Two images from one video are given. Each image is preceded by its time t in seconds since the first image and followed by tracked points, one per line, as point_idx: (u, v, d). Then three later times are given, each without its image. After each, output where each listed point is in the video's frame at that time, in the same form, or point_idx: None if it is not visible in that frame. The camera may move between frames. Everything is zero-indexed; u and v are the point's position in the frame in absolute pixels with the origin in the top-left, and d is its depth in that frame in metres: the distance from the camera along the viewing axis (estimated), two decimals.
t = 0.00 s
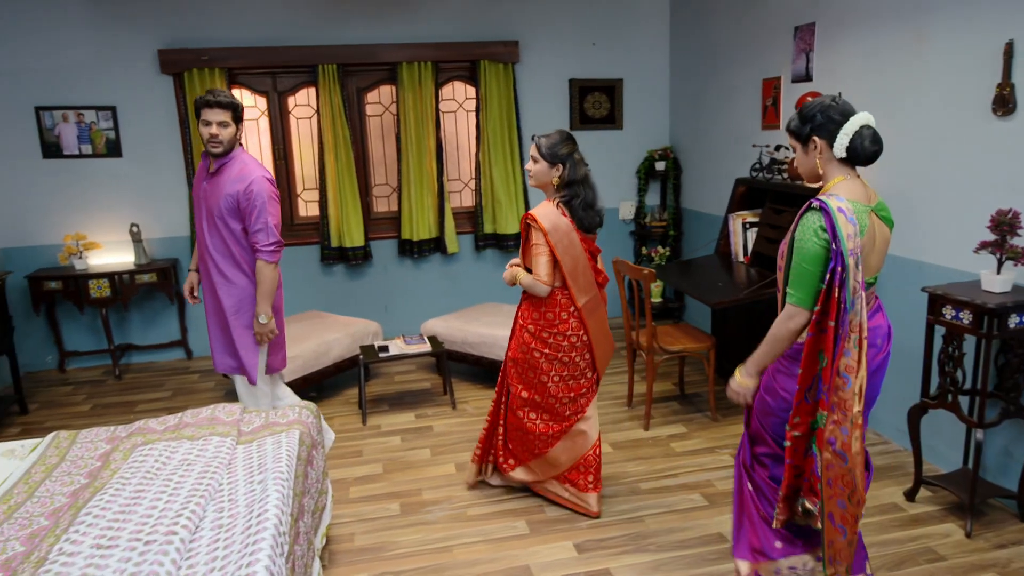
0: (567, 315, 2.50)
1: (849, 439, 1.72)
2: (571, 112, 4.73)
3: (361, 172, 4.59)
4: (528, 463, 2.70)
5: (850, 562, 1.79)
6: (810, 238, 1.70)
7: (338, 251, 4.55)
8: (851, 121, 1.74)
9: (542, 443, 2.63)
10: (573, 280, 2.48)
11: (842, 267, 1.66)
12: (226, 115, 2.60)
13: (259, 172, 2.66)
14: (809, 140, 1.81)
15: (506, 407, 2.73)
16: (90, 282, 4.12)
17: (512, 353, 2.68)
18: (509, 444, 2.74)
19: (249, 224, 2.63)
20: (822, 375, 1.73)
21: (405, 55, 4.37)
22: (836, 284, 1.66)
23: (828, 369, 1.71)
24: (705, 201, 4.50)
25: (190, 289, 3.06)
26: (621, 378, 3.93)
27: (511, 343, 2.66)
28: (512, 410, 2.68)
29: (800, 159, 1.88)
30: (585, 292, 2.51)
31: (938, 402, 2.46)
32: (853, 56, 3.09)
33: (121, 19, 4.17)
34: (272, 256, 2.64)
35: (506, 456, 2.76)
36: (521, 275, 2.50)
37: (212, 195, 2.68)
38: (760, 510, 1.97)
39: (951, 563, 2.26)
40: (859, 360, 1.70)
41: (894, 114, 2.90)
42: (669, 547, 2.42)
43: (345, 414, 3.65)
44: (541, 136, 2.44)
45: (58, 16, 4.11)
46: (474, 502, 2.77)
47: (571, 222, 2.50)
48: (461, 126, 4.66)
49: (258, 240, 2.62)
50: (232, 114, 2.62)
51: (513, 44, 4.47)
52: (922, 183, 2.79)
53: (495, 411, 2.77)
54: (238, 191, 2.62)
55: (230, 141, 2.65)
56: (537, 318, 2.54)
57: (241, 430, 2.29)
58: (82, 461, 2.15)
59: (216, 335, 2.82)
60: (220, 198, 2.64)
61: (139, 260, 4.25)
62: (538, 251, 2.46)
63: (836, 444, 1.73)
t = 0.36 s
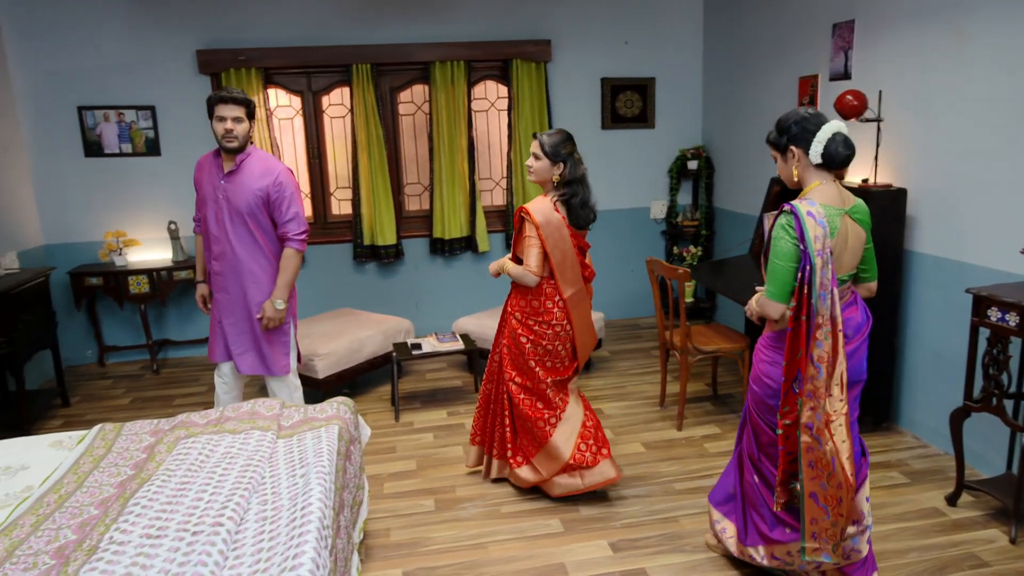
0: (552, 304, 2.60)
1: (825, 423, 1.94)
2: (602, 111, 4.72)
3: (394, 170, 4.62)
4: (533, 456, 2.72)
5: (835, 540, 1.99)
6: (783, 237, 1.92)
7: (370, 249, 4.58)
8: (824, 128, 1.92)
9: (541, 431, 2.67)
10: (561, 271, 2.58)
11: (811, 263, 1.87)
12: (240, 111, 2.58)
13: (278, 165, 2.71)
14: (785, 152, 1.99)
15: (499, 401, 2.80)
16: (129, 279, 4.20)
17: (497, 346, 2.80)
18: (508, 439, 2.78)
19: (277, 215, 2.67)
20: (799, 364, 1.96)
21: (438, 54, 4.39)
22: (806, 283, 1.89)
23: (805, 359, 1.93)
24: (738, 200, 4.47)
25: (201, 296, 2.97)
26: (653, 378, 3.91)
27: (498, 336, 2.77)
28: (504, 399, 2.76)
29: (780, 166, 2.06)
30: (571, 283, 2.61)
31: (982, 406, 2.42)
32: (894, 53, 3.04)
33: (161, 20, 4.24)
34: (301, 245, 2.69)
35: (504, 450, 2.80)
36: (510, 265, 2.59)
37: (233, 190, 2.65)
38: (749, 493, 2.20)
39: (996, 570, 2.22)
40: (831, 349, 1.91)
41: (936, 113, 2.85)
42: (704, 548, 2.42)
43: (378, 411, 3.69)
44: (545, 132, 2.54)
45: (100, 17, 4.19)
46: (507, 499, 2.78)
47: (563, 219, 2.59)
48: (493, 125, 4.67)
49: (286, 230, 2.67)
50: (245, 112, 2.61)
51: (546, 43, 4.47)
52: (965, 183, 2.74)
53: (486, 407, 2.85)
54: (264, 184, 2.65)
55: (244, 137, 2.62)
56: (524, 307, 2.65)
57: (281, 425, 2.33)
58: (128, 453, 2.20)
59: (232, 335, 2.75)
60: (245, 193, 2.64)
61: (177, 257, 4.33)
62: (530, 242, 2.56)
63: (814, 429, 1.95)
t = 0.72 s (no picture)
0: (561, 298, 2.72)
1: (797, 395, 2.06)
2: (630, 110, 4.71)
3: (422, 169, 4.65)
4: (529, 446, 2.85)
5: (807, 504, 2.12)
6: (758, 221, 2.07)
7: (398, 247, 4.61)
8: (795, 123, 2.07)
9: (542, 424, 2.81)
10: (566, 265, 2.68)
11: (783, 246, 2.01)
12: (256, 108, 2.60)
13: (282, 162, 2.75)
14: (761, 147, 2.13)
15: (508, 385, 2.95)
16: (162, 275, 4.26)
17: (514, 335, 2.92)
18: (511, 427, 2.90)
19: (295, 207, 2.73)
20: (772, 341, 2.10)
21: (467, 53, 4.40)
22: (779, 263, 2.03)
23: (778, 335, 2.05)
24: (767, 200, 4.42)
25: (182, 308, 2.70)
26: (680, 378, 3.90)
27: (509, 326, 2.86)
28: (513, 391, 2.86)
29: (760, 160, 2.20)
30: (577, 276, 2.72)
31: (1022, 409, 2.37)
32: (931, 50, 3.00)
33: (194, 20, 4.30)
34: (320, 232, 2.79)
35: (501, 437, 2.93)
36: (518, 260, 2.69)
37: (250, 187, 2.63)
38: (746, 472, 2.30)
39: None
40: (804, 326, 2.04)
41: (974, 111, 2.80)
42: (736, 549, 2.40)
43: (406, 408, 3.71)
44: (546, 131, 2.65)
45: (135, 17, 4.27)
46: (537, 498, 2.79)
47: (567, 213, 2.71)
48: (520, 124, 4.68)
49: (303, 219, 2.74)
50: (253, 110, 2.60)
51: (574, 41, 4.46)
52: (1004, 182, 2.70)
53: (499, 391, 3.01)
54: (279, 178, 2.69)
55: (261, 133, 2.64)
56: (534, 302, 2.74)
57: (315, 421, 2.35)
58: (166, 446, 2.24)
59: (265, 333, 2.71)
60: (263, 188, 2.65)
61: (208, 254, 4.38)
62: (536, 237, 2.65)
63: (788, 402, 2.07)
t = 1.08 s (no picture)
0: (565, 288, 2.79)
1: (763, 375, 2.24)
2: (646, 109, 4.70)
3: (437, 168, 4.66)
4: (550, 431, 2.90)
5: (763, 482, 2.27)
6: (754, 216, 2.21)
7: (413, 246, 4.63)
8: (790, 125, 2.21)
9: (558, 408, 2.85)
10: (573, 257, 2.76)
11: (777, 239, 2.14)
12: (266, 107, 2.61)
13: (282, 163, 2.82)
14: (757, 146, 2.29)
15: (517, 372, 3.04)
16: (180, 273, 4.28)
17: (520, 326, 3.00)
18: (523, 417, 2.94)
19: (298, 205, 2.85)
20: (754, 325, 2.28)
21: (483, 53, 4.41)
22: (769, 254, 2.16)
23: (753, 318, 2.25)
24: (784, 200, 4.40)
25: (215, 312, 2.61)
26: (696, 378, 3.89)
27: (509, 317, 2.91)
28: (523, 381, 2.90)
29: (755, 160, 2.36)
30: (581, 267, 2.80)
31: None
32: (953, 48, 2.97)
33: (212, 20, 4.33)
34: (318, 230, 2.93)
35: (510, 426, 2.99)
36: (523, 255, 2.76)
37: (269, 186, 2.66)
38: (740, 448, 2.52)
39: None
40: (781, 314, 2.19)
41: (997, 110, 2.78)
42: (756, 549, 2.40)
43: (423, 406, 3.73)
44: (543, 130, 2.73)
45: (155, 18, 4.30)
46: (554, 496, 2.79)
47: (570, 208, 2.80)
48: (535, 123, 4.68)
49: (304, 215, 2.88)
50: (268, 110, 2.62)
51: (590, 41, 4.46)
52: None
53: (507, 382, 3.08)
54: (288, 178, 2.76)
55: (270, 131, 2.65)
56: (540, 293, 2.80)
57: (336, 419, 2.37)
58: (189, 443, 2.25)
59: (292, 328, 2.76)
60: (279, 187, 2.70)
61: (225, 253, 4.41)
62: (544, 232, 2.72)
63: (753, 377, 2.27)
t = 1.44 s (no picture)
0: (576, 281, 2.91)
1: (770, 355, 2.28)
2: (656, 108, 4.69)
3: (448, 168, 4.66)
4: (541, 422, 3.02)
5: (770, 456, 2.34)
6: (758, 206, 2.24)
7: (424, 246, 4.63)
8: (791, 122, 2.29)
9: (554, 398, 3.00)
10: (581, 251, 2.88)
11: (782, 228, 2.18)
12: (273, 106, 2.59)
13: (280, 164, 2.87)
14: (760, 138, 2.32)
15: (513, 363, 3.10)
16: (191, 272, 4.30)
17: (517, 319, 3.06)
18: (515, 410, 3.03)
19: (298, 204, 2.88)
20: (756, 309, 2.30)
21: (493, 52, 4.41)
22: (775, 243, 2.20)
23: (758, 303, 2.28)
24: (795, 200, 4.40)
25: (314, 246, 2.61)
26: (707, 377, 3.89)
27: (514, 312, 2.98)
28: (521, 373, 2.98)
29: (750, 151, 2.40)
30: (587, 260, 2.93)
31: None
32: (968, 47, 2.96)
33: (224, 20, 4.35)
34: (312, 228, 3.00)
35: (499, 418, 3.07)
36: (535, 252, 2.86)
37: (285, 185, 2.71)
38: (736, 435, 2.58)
39: None
40: (786, 297, 2.24)
41: (1012, 109, 2.77)
42: (771, 548, 2.40)
43: (434, 405, 3.73)
44: (540, 129, 2.83)
45: (166, 18, 4.32)
46: (567, 495, 2.80)
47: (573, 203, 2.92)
48: (545, 122, 4.68)
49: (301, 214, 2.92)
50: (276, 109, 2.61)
51: (600, 40, 4.46)
52: None
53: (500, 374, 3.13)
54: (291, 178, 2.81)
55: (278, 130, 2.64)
56: (553, 286, 2.89)
57: (351, 417, 2.37)
58: (206, 441, 2.26)
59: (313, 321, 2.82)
60: (291, 187, 2.75)
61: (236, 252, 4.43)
62: (556, 228, 2.82)
63: (762, 358, 2.30)
